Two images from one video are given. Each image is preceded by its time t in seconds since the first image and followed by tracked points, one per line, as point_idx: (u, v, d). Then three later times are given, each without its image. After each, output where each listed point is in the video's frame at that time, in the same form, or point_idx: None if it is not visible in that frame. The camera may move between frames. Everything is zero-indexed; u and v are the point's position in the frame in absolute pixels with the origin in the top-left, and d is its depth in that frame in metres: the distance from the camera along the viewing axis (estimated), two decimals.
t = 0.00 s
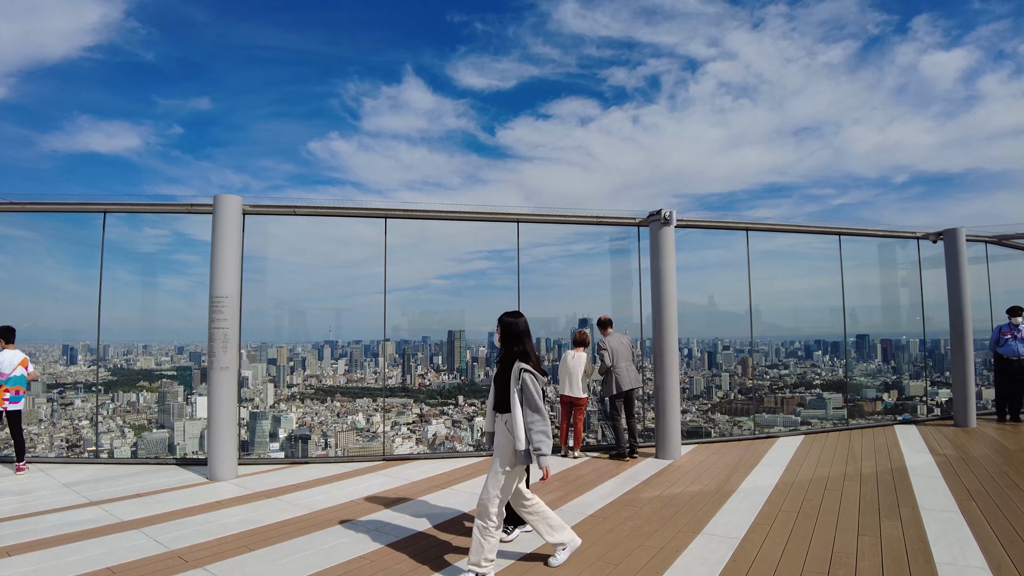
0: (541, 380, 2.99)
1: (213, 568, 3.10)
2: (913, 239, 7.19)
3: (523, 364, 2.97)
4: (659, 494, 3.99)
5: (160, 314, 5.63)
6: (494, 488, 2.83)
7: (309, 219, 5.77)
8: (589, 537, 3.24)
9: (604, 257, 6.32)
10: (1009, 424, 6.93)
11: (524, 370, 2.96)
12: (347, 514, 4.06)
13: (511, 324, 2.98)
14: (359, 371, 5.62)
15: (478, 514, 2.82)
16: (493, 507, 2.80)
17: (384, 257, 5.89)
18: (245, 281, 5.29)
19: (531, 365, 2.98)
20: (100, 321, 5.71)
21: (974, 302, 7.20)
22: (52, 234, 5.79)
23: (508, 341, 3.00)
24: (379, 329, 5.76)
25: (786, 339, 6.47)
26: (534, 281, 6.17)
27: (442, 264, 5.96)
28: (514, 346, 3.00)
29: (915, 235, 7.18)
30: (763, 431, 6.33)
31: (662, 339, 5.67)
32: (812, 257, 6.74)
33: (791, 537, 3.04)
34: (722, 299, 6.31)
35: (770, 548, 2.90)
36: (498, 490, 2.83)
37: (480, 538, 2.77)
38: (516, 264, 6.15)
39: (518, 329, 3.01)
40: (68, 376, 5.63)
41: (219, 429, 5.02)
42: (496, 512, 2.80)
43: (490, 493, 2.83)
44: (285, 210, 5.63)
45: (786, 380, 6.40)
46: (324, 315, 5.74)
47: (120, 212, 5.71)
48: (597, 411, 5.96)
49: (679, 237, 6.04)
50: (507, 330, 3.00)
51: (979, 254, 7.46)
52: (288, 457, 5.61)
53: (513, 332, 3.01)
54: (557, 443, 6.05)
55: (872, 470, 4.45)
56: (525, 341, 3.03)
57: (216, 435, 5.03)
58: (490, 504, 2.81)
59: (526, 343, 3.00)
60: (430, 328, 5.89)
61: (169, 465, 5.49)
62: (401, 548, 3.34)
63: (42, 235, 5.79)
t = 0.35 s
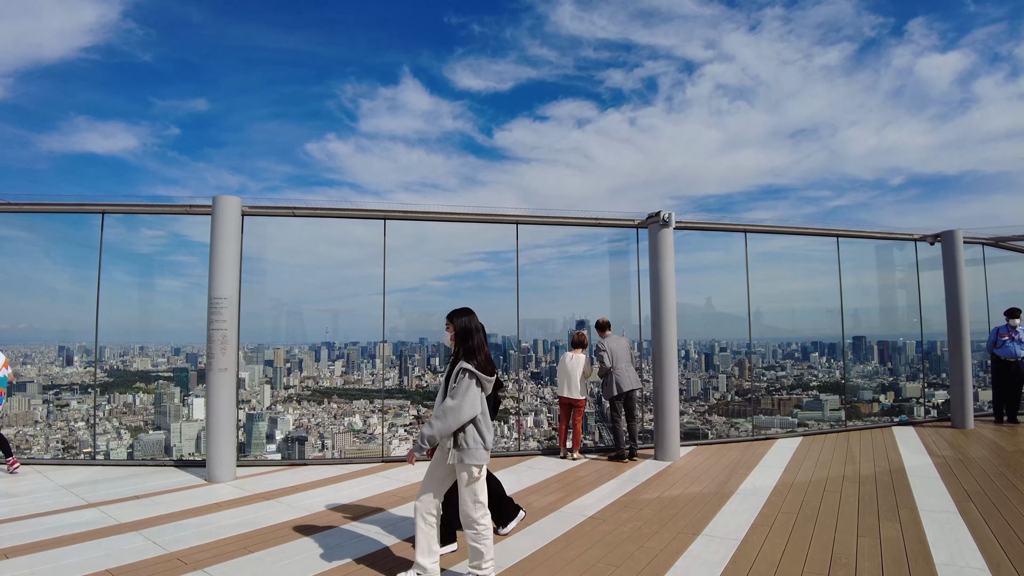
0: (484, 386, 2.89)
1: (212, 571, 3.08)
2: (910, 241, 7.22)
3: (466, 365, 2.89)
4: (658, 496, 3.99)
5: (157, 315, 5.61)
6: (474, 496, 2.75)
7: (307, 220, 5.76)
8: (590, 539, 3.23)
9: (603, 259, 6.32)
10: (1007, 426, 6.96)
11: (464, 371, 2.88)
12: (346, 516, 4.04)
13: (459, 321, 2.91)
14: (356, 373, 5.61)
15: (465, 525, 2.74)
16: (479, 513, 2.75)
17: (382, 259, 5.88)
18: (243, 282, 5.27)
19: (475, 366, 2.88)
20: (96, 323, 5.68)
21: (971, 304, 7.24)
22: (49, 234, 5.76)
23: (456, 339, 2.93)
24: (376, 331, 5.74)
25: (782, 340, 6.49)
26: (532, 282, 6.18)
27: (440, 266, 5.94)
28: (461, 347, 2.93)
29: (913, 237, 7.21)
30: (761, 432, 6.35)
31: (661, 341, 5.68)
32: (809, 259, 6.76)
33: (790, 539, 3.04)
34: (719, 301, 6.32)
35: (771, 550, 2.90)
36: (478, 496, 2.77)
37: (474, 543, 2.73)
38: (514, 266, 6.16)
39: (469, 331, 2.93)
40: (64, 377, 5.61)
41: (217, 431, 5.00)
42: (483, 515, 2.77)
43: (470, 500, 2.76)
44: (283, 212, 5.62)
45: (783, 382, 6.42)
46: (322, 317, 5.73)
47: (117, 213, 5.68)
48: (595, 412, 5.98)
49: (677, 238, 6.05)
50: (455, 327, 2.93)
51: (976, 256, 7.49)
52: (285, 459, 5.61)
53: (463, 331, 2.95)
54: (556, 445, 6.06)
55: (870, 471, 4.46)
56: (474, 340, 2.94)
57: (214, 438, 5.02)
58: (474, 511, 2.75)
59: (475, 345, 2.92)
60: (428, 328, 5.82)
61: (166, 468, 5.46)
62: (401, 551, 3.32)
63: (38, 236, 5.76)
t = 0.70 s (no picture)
0: (419, 392, 2.82)
1: None
2: (908, 244, 7.25)
3: (401, 372, 2.84)
4: (657, 499, 3.99)
5: (153, 317, 5.58)
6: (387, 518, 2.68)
7: (304, 223, 5.74)
8: (589, 542, 3.23)
9: (600, 260, 6.30)
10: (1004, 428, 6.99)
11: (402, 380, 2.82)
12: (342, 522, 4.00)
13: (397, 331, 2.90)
14: (353, 375, 5.57)
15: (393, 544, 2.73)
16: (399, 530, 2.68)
17: (378, 262, 5.86)
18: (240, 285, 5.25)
19: (412, 374, 2.84)
20: (93, 325, 5.65)
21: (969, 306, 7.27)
22: (45, 236, 5.73)
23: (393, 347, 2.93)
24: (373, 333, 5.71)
25: (780, 342, 6.50)
26: (530, 285, 6.16)
27: (438, 268, 5.92)
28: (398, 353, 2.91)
29: (910, 240, 7.23)
30: (758, 434, 6.36)
31: (659, 343, 5.69)
32: (806, 261, 6.78)
33: (790, 542, 3.03)
34: (716, 303, 6.33)
35: (770, 553, 2.90)
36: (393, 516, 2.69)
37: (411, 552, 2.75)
38: (512, 268, 6.15)
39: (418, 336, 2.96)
40: (60, 379, 5.58)
41: (215, 435, 4.98)
42: (403, 530, 2.69)
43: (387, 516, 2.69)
44: (280, 214, 5.61)
45: (779, 384, 6.43)
46: (319, 319, 5.70)
47: (114, 215, 5.65)
48: (593, 415, 5.97)
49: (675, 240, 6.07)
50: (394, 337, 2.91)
51: (973, 259, 7.54)
52: (281, 462, 5.57)
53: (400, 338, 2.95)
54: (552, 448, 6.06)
55: (869, 474, 4.46)
56: (413, 350, 2.91)
57: (212, 441, 4.99)
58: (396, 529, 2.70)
59: (412, 351, 2.89)
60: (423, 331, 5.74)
61: (163, 471, 5.43)
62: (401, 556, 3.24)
63: (34, 238, 5.72)
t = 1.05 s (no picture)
0: (369, 392, 2.81)
1: None
2: (906, 247, 7.29)
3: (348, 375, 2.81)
4: (658, 503, 4.00)
5: (149, 319, 5.55)
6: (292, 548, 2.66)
7: (303, 227, 5.73)
8: (591, 548, 3.22)
9: (599, 263, 6.29)
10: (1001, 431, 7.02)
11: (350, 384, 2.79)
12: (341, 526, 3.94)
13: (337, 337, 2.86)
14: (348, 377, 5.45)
15: (302, 572, 2.75)
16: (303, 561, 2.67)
17: (374, 265, 5.83)
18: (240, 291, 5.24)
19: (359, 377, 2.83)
20: (90, 326, 5.61)
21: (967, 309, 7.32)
22: (40, 238, 5.69)
23: (336, 351, 2.86)
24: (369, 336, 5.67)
25: (777, 345, 6.50)
26: (529, 288, 6.16)
27: (436, 271, 5.91)
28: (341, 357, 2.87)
29: (908, 243, 7.27)
30: (756, 437, 6.37)
31: (658, 346, 5.70)
32: (805, 264, 6.80)
33: (791, 548, 3.04)
34: (714, 305, 6.34)
35: (773, 558, 2.90)
36: (308, 542, 2.67)
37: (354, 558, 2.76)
38: (510, 271, 6.14)
39: (371, 341, 2.97)
40: (56, 381, 5.53)
41: (214, 440, 4.96)
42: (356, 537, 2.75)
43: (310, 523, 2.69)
44: (279, 217, 5.60)
45: (777, 386, 6.43)
46: (317, 322, 5.67)
47: (111, 217, 5.62)
48: (592, 418, 5.97)
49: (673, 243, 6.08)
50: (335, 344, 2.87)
51: (971, 263, 7.59)
52: (279, 466, 5.54)
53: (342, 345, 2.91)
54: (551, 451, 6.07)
55: (869, 478, 4.47)
56: (356, 355, 2.90)
57: (210, 446, 4.97)
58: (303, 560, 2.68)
59: (356, 356, 2.88)
60: (422, 333, 5.83)
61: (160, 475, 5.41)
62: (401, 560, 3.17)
63: (30, 240, 5.68)
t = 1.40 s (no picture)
0: (293, 399, 2.67)
1: None
2: (904, 247, 7.30)
3: (273, 380, 2.68)
4: (656, 505, 3.99)
5: (147, 320, 5.53)
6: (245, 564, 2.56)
7: (300, 227, 5.72)
8: (588, 549, 3.21)
9: (596, 263, 6.28)
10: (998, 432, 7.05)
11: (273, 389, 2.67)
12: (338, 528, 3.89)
13: (267, 339, 2.73)
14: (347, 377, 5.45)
15: None
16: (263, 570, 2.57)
17: (373, 265, 5.82)
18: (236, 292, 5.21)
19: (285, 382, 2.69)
20: (87, 327, 5.59)
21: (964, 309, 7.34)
22: (37, 238, 5.66)
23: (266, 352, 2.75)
24: (367, 336, 5.66)
25: (775, 345, 6.51)
26: (527, 288, 6.15)
27: (434, 271, 5.90)
28: (269, 361, 2.74)
29: (905, 244, 7.29)
30: (754, 437, 6.37)
31: (656, 347, 5.70)
32: (803, 264, 6.80)
33: (788, 549, 3.03)
34: (712, 305, 6.34)
35: (770, 560, 2.90)
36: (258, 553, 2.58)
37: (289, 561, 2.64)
38: (508, 271, 6.13)
39: (317, 343, 2.76)
40: (53, 381, 5.51)
41: (211, 440, 4.94)
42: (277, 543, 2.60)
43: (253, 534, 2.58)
44: (276, 217, 5.59)
45: (775, 386, 6.43)
46: (314, 322, 5.64)
47: (109, 217, 5.60)
48: (591, 420, 5.95)
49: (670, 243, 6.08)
50: (264, 345, 2.74)
51: (969, 263, 7.60)
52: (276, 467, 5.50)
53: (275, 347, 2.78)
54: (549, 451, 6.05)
55: (867, 479, 4.46)
56: (286, 358, 2.76)
57: (207, 447, 4.94)
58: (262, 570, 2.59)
59: (287, 359, 2.74)
60: (421, 333, 5.83)
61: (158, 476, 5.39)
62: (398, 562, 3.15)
63: (27, 240, 5.66)
